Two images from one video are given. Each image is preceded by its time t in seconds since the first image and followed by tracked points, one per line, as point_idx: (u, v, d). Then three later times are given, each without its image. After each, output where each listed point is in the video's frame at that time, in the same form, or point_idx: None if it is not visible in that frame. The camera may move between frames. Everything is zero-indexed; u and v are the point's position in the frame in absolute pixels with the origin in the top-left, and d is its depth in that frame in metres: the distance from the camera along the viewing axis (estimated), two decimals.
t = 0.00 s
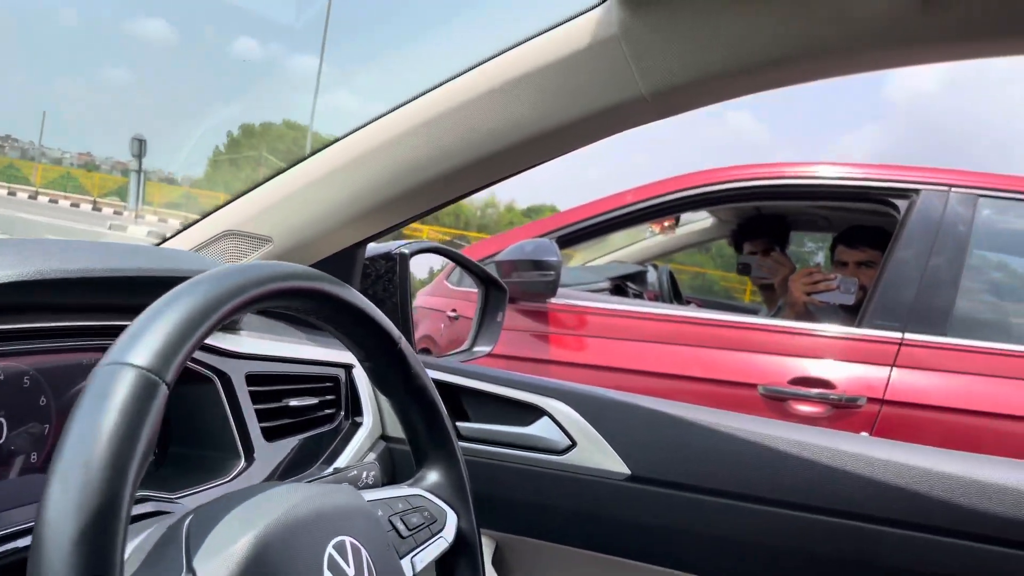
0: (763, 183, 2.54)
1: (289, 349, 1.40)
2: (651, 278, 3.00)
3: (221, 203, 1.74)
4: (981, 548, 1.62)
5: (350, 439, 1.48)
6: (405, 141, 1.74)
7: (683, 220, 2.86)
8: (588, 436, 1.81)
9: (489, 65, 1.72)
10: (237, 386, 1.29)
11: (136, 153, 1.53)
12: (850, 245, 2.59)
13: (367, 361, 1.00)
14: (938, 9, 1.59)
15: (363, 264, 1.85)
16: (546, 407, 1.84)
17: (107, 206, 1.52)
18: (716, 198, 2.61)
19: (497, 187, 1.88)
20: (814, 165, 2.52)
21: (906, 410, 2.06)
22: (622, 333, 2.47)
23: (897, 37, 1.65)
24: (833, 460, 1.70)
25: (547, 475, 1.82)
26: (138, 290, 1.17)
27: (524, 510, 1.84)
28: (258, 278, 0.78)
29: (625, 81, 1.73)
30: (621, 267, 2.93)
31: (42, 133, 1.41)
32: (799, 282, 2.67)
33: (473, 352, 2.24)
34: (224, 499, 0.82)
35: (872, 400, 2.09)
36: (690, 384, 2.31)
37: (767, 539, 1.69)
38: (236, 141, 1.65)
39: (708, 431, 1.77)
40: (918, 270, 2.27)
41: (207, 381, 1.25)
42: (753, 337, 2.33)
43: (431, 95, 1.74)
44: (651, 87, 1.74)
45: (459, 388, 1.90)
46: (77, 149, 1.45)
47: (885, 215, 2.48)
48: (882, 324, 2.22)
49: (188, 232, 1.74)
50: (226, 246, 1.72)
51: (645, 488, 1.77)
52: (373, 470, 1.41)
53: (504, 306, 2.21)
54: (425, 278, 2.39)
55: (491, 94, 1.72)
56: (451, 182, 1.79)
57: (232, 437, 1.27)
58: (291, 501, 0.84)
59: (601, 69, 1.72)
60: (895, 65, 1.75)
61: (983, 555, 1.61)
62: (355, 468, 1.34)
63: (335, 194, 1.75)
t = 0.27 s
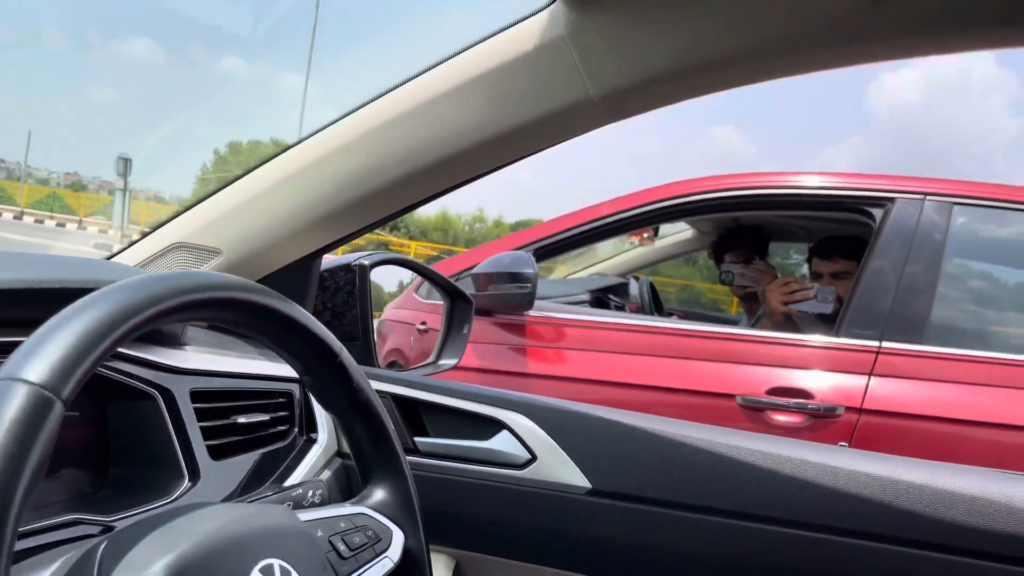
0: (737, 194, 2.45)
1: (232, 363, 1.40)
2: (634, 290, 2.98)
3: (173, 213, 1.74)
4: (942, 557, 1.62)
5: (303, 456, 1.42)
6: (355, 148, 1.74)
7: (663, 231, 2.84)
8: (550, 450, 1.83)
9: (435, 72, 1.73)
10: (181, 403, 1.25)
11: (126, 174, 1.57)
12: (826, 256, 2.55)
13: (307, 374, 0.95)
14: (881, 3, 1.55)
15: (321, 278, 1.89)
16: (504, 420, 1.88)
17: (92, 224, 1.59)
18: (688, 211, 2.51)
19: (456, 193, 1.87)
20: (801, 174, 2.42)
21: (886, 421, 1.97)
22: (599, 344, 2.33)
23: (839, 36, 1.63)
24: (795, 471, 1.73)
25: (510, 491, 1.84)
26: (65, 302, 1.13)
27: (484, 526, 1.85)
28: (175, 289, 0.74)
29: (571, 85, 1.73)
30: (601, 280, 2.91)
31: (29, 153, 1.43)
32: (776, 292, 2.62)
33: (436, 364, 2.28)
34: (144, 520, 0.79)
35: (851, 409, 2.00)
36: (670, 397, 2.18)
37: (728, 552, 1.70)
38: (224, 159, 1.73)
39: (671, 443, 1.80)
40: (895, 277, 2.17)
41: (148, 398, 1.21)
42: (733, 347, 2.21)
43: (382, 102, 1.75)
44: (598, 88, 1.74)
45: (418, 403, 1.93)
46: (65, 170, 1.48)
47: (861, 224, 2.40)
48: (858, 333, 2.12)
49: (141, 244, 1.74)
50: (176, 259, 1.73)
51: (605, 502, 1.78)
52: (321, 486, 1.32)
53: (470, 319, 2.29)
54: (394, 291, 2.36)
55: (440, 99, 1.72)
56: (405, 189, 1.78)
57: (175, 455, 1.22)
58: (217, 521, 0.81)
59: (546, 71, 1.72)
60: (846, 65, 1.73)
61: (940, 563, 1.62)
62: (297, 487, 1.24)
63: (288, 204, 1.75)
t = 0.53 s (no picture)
0: (735, 195, 2.43)
1: (214, 367, 1.43)
2: (632, 294, 2.97)
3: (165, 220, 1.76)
4: (923, 552, 1.66)
5: (292, 459, 1.42)
6: (339, 153, 1.75)
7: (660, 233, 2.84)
8: (539, 453, 1.86)
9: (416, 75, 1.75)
10: (167, 407, 1.27)
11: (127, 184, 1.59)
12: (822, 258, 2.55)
13: (290, 377, 0.95)
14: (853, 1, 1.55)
15: (311, 281, 1.91)
16: (493, 421, 1.90)
17: (95, 234, 1.65)
18: (687, 212, 2.50)
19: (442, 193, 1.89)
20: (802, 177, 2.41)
21: (883, 421, 1.96)
22: (596, 347, 2.32)
23: (815, 34, 1.64)
24: (781, 469, 1.76)
25: (500, 493, 1.86)
26: (45, 305, 1.14)
27: (476, 527, 1.87)
28: (153, 291, 0.75)
29: (550, 87, 1.74)
30: (599, 283, 2.91)
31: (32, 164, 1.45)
32: (773, 294, 2.59)
33: (430, 367, 2.28)
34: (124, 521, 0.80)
35: (849, 409, 1.99)
36: (667, 399, 2.17)
37: (718, 548, 1.74)
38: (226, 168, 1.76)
39: (660, 442, 1.83)
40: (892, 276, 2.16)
41: (135, 402, 1.23)
42: (732, 349, 2.20)
43: (367, 104, 1.76)
44: (577, 90, 1.76)
45: (410, 405, 1.95)
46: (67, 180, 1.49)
47: (859, 225, 2.39)
48: (857, 334, 2.11)
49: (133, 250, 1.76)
50: (165, 263, 1.74)
51: (594, 501, 1.81)
52: (309, 488, 1.31)
53: (462, 321, 2.29)
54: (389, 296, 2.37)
55: (425, 101, 1.74)
56: (391, 191, 1.80)
57: (163, 459, 1.22)
58: (197, 520, 0.82)
59: (525, 74, 1.73)
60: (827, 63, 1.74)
61: (919, 558, 1.66)
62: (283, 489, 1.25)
63: (277, 210, 1.76)
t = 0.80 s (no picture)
0: (743, 195, 2.43)
1: (227, 371, 1.44)
2: (641, 295, 2.97)
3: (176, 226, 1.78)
4: (934, 551, 1.66)
5: (303, 461, 1.43)
6: (346, 159, 1.76)
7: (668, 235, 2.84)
8: (545, 453, 1.86)
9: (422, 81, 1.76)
10: (181, 411, 1.28)
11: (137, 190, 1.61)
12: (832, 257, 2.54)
13: (300, 379, 0.96)
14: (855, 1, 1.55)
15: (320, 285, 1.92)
16: (502, 423, 1.90)
17: (105, 239, 1.67)
18: (695, 212, 2.50)
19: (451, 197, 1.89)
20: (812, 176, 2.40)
21: (894, 420, 1.95)
22: (605, 349, 2.32)
23: (819, 36, 1.64)
24: (788, 468, 1.76)
25: (510, 494, 1.87)
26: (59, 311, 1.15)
27: (486, 529, 1.88)
28: (165, 296, 0.76)
29: (556, 90, 1.75)
30: (608, 284, 2.92)
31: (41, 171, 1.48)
32: (782, 295, 2.57)
33: (439, 369, 2.29)
34: (139, 524, 0.81)
35: (859, 410, 1.99)
36: (677, 401, 2.17)
37: (727, 549, 1.74)
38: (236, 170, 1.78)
39: (671, 443, 1.83)
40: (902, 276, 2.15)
41: (148, 406, 1.24)
42: (742, 350, 2.20)
43: (375, 110, 1.78)
44: (583, 93, 1.76)
45: (420, 408, 1.96)
46: (78, 187, 1.52)
47: (868, 225, 2.38)
48: (866, 333, 2.10)
49: (145, 256, 1.78)
50: (176, 268, 1.75)
51: (604, 501, 1.81)
52: (320, 490, 1.32)
53: (471, 323, 2.31)
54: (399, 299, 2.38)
55: (432, 106, 1.75)
56: (400, 196, 1.81)
57: (176, 462, 1.24)
58: (212, 522, 0.82)
59: (530, 79, 1.74)
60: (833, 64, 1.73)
61: (930, 557, 1.66)
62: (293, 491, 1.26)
63: (286, 215, 1.77)
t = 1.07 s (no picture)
0: (753, 193, 2.42)
1: (244, 373, 1.46)
2: (652, 294, 2.98)
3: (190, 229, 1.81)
4: (947, 549, 1.66)
5: (318, 461, 1.45)
6: (358, 163, 1.78)
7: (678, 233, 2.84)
8: (557, 453, 1.87)
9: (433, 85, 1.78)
10: (198, 413, 1.30)
11: (149, 192, 1.63)
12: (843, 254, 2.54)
13: (316, 381, 0.98)
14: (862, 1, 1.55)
15: (333, 287, 1.94)
16: (514, 423, 1.91)
17: (118, 241, 1.69)
18: (705, 211, 2.50)
19: (461, 199, 1.91)
20: (822, 174, 2.40)
21: (906, 418, 1.94)
22: (615, 348, 2.33)
23: (827, 38, 1.63)
24: (800, 465, 1.76)
25: (522, 493, 1.88)
26: (78, 316, 1.17)
27: (498, 528, 1.89)
28: (183, 300, 0.77)
29: (565, 93, 1.76)
30: (618, 284, 2.92)
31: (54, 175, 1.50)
32: (793, 294, 2.58)
33: (451, 370, 2.31)
34: (160, 523, 0.82)
35: (871, 407, 1.98)
36: (688, 399, 2.17)
37: (739, 547, 1.74)
38: (247, 173, 1.79)
39: (683, 442, 1.83)
40: (913, 274, 2.14)
41: (166, 408, 1.26)
42: (753, 348, 2.20)
43: (386, 114, 1.79)
44: (592, 96, 1.77)
45: (433, 409, 1.97)
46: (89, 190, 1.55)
47: (879, 223, 2.38)
48: (876, 330, 2.10)
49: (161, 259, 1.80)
50: (193, 271, 1.78)
51: (615, 500, 1.82)
52: (335, 489, 1.34)
53: (482, 324, 2.34)
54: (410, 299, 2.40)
55: (442, 110, 1.76)
56: (410, 199, 1.83)
57: (193, 463, 1.26)
58: (230, 522, 0.84)
59: (539, 82, 1.75)
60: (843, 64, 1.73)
61: (943, 555, 1.66)
62: (309, 490, 1.28)
63: (299, 218, 1.79)
